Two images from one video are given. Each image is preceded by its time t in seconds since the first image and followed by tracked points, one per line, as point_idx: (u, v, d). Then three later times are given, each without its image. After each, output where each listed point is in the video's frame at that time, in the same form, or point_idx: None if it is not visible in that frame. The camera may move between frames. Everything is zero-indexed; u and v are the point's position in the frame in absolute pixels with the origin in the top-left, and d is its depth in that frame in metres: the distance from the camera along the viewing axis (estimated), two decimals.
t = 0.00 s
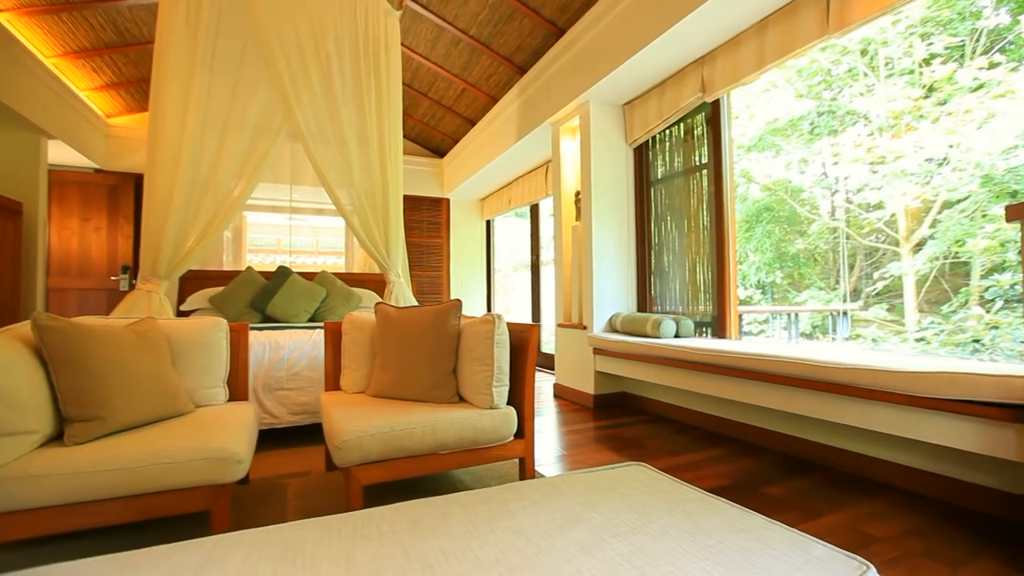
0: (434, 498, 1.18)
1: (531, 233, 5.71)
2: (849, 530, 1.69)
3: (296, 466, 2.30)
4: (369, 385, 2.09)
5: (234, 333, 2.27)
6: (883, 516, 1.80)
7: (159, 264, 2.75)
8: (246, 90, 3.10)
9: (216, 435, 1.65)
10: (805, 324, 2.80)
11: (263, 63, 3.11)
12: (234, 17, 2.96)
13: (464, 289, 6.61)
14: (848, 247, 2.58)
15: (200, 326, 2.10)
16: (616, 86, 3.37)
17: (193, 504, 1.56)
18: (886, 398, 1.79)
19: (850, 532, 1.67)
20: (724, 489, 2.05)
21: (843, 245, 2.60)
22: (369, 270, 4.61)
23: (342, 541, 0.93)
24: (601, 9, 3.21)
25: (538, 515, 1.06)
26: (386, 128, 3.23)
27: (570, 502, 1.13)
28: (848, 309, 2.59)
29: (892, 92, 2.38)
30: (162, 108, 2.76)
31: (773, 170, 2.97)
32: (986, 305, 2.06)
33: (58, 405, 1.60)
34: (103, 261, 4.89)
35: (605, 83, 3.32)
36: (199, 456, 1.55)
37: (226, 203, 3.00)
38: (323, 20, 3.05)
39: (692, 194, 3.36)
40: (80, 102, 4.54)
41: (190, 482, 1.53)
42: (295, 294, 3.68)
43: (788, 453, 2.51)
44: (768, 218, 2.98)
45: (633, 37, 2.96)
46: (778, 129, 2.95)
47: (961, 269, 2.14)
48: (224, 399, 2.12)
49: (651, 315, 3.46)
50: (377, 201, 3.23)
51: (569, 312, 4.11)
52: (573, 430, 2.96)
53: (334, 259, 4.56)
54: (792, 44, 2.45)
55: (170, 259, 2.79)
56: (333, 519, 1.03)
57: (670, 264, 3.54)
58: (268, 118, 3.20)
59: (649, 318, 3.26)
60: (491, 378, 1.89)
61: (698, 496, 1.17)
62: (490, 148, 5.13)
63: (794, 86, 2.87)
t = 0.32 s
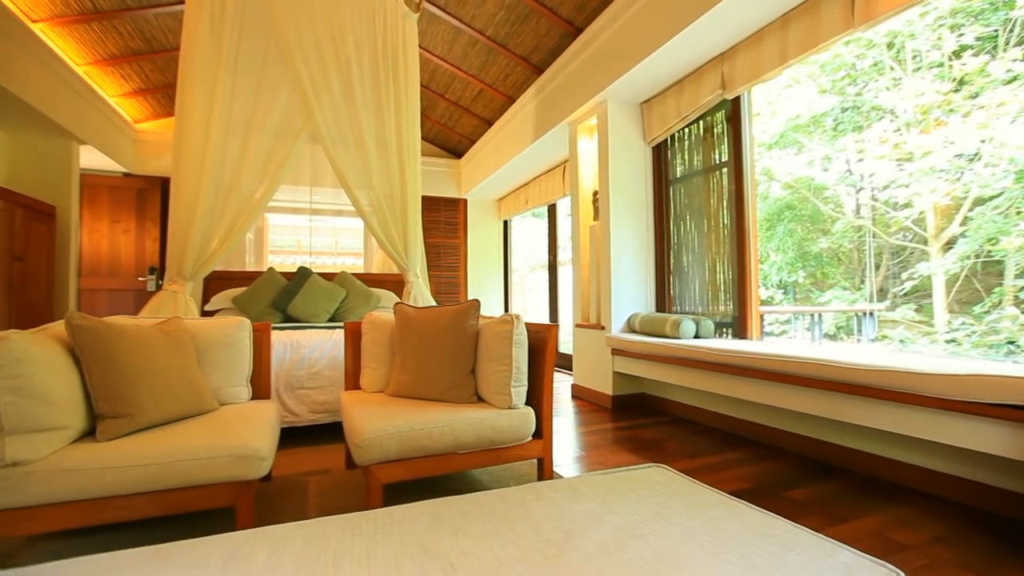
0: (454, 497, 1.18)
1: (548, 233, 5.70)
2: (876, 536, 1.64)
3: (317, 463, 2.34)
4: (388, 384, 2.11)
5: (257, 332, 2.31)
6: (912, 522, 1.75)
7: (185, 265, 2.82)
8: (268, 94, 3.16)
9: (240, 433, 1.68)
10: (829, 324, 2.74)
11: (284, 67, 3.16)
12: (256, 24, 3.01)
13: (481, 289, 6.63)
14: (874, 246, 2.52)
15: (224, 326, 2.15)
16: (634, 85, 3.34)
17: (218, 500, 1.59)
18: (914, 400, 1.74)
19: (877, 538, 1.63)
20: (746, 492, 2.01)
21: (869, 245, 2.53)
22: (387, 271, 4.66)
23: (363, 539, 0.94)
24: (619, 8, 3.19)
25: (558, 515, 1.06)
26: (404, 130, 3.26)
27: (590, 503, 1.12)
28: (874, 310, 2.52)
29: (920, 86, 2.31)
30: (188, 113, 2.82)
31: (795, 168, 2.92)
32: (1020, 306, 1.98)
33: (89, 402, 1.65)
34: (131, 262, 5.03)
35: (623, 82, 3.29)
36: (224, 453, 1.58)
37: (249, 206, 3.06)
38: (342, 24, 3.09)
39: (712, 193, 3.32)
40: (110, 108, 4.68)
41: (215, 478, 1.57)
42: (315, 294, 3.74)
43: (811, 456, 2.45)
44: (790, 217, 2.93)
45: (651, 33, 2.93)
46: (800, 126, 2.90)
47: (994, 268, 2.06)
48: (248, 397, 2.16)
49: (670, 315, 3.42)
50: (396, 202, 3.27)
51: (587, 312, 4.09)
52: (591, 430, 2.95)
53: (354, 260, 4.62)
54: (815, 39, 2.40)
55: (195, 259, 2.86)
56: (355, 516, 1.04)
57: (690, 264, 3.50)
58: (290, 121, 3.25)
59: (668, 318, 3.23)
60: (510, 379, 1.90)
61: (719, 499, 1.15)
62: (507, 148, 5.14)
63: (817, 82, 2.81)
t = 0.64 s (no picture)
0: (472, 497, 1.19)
1: (565, 233, 5.69)
2: (903, 543, 1.60)
3: (336, 462, 2.37)
4: (406, 384, 2.13)
5: (277, 332, 2.35)
6: (941, 529, 1.69)
7: (209, 265, 2.89)
8: (288, 98, 3.20)
9: (262, 431, 1.71)
10: (852, 325, 2.68)
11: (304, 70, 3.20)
12: (276, 30, 3.06)
13: (498, 289, 6.64)
14: (900, 245, 2.45)
15: (246, 325, 2.19)
16: (652, 83, 3.31)
17: (240, 496, 1.62)
18: (943, 404, 1.69)
19: (904, 545, 1.58)
20: (767, 495, 1.98)
21: (894, 243, 2.47)
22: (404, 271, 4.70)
23: (382, 537, 0.94)
24: (635, 6, 3.17)
25: (576, 516, 1.05)
26: (421, 131, 3.28)
27: (609, 504, 1.12)
28: (900, 310, 2.46)
29: (948, 80, 2.24)
30: (211, 117, 2.88)
31: (817, 165, 2.86)
32: None
33: (118, 399, 1.70)
34: (157, 263, 5.16)
35: (640, 80, 3.27)
36: (245, 450, 1.61)
37: (270, 208, 3.11)
38: (360, 27, 3.12)
39: (731, 191, 3.28)
40: (136, 113, 4.80)
41: (237, 475, 1.60)
42: (334, 295, 3.78)
43: (835, 460, 2.40)
44: (811, 215, 2.88)
45: (669, 31, 2.90)
46: (822, 122, 2.84)
47: None
48: (268, 396, 2.20)
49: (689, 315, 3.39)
50: (413, 202, 3.29)
51: (604, 313, 4.07)
52: (608, 431, 2.93)
53: (371, 260, 4.68)
54: (839, 33, 2.35)
55: (218, 260, 2.92)
56: (374, 514, 1.05)
57: (708, 263, 3.46)
58: (309, 124, 3.30)
59: (686, 318, 3.19)
60: (527, 379, 1.89)
61: (740, 502, 1.13)
62: (524, 148, 5.14)
63: (840, 77, 2.74)
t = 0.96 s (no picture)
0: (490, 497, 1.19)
1: (581, 233, 5.67)
2: (931, 549, 1.55)
3: (355, 460, 2.39)
4: (423, 384, 2.14)
5: (297, 332, 2.39)
6: (971, 536, 1.64)
7: (230, 266, 2.95)
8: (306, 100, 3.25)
9: (282, 429, 1.74)
10: (877, 326, 2.62)
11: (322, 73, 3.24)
12: (294, 34, 3.11)
13: (514, 289, 6.64)
14: (927, 243, 2.38)
15: (266, 325, 2.23)
16: (670, 81, 3.28)
17: (262, 493, 1.65)
18: (973, 407, 1.63)
19: (932, 552, 1.54)
20: (788, 499, 1.94)
21: (920, 241, 2.40)
22: (421, 271, 4.73)
23: (402, 534, 0.95)
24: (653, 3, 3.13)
25: (595, 517, 1.04)
26: (437, 132, 3.31)
27: (627, 505, 1.11)
28: (926, 310, 2.39)
29: (978, 73, 2.16)
30: (232, 120, 2.94)
31: (839, 162, 2.80)
32: None
33: (145, 397, 1.74)
34: (180, 264, 5.28)
35: (658, 78, 3.24)
36: (267, 448, 1.64)
37: (289, 209, 3.16)
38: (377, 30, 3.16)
39: (751, 190, 3.24)
40: (161, 118, 4.91)
41: (259, 472, 1.63)
42: (352, 295, 3.83)
43: (858, 463, 2.35)
44: (833, 214, 2.82)
45: (687, 28, 2.87)
46: (845, 118, 2.77)
47: None
48: (288, 395, 2.23)
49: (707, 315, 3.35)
50: (429, 203, 3.32)
51: (621, 313, 4.04)
52: (625, 432, 2.91)
53: (388, 260, 4.73)
54: (862, 27, 2.30)
55: (239, 261, 2.98)
56: (394, 512, 1.06)
57: (727, 263, 3.42)
58: (327, 127, 3.34)
59: (705, 318, 3.15)
60: (544, 379, 1.89)
61: (761, 505, 1.11)
62: (540, 148, 5.13)
63: (864, 72, 2.68)
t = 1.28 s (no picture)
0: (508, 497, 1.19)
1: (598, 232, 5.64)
2: (961, 557, 1.51)
3: (374, 458, 2.42)
4: (441, 383, 2.16)
5: (316, 331, 2.42)
6: (1003, 544, 1.59)
7: (252, 267, 3.00)
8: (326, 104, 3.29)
9: (303, 427, 1.76)
10: (903, 326, 2.55)
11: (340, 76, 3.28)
12: (313, 38, 3.14)
13: (530, 289, 6.65)
14: (956, 242, 2.31)
15: (286, 325, 2.26)
16: (688, 79, 3.24)
17: (283, 490, 1.68)
18: (1005, 411, 1.58)
19: (962, 560, 1.49)
20: (811, 503, 1.91)
21: (949, 240, 2.33)
22: (438, 271, 4.77)
23: (421, 533, 0.96)
24: None
25: (614, 518, 1.04)
26: (454, 133, 3.32)
27: (646, 507, 1.10)
28: (956, 310, 2.32)
29: (1011, 64, 2.07)
30: (253, 124, 2.99)
31: (863, 159, 2.74)
32: None
33: (170, 395, 1.78)
34: (204, 264, 5.41)
35: (676, 75, 3.20)
36: (288, 446, 1.67)
37: (309, 211, 3.20)
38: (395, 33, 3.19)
39: (772, 188, 3.19)
40: (184, 122, 5.03)
41: (280, 469, 1.65)
42: (370, 295, 3.88)
43: (883, 468, 2.29)
44: (857, 211, 2.76)
45: (705, 25, 2.83)
46: (870, 114, 2.70)
47: None
48: (308, 393, 2.27)
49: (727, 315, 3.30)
50: (446, 203, 3.33)
51: (638, 313, 4.01)
52: (643, 433, 2.88)
53: (405, 261, 4.77)
54: (887, 21, 2.24)
55: (260, 262, 3.04)
56: (413, 511, 1.07)
57: (747, 262, 3.37)
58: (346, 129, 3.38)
59: (724, 319, 3.10)
60: (562, 379, 1.89)
61: (784, 510, 1.09)
62: (556, 148, 5.13)
63: (890, 66, 2.60)
